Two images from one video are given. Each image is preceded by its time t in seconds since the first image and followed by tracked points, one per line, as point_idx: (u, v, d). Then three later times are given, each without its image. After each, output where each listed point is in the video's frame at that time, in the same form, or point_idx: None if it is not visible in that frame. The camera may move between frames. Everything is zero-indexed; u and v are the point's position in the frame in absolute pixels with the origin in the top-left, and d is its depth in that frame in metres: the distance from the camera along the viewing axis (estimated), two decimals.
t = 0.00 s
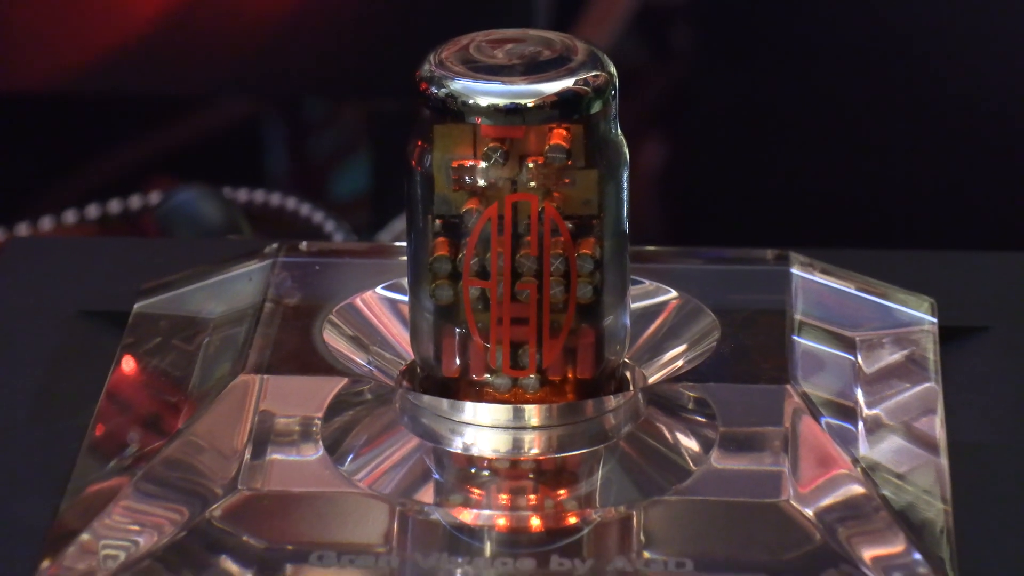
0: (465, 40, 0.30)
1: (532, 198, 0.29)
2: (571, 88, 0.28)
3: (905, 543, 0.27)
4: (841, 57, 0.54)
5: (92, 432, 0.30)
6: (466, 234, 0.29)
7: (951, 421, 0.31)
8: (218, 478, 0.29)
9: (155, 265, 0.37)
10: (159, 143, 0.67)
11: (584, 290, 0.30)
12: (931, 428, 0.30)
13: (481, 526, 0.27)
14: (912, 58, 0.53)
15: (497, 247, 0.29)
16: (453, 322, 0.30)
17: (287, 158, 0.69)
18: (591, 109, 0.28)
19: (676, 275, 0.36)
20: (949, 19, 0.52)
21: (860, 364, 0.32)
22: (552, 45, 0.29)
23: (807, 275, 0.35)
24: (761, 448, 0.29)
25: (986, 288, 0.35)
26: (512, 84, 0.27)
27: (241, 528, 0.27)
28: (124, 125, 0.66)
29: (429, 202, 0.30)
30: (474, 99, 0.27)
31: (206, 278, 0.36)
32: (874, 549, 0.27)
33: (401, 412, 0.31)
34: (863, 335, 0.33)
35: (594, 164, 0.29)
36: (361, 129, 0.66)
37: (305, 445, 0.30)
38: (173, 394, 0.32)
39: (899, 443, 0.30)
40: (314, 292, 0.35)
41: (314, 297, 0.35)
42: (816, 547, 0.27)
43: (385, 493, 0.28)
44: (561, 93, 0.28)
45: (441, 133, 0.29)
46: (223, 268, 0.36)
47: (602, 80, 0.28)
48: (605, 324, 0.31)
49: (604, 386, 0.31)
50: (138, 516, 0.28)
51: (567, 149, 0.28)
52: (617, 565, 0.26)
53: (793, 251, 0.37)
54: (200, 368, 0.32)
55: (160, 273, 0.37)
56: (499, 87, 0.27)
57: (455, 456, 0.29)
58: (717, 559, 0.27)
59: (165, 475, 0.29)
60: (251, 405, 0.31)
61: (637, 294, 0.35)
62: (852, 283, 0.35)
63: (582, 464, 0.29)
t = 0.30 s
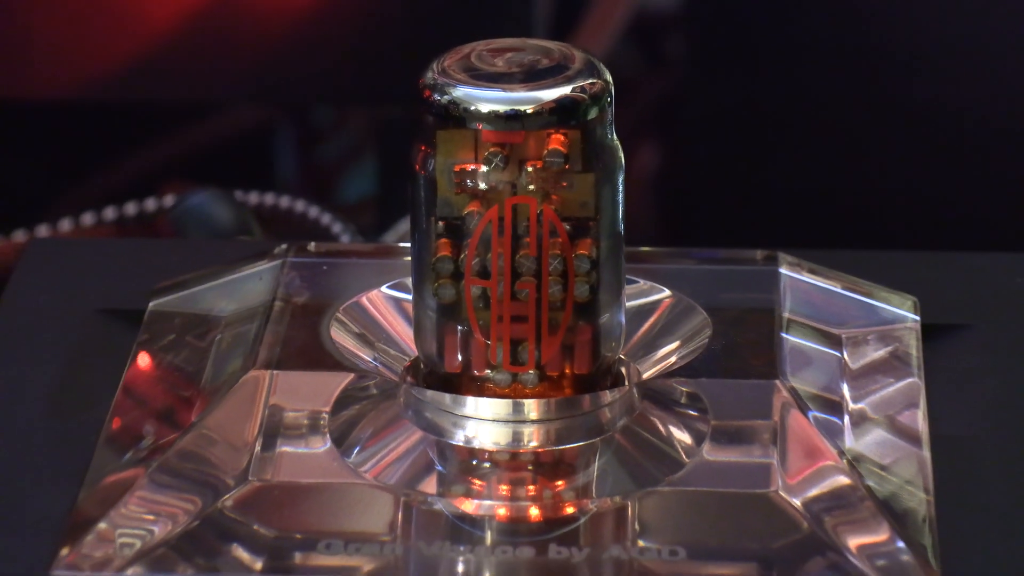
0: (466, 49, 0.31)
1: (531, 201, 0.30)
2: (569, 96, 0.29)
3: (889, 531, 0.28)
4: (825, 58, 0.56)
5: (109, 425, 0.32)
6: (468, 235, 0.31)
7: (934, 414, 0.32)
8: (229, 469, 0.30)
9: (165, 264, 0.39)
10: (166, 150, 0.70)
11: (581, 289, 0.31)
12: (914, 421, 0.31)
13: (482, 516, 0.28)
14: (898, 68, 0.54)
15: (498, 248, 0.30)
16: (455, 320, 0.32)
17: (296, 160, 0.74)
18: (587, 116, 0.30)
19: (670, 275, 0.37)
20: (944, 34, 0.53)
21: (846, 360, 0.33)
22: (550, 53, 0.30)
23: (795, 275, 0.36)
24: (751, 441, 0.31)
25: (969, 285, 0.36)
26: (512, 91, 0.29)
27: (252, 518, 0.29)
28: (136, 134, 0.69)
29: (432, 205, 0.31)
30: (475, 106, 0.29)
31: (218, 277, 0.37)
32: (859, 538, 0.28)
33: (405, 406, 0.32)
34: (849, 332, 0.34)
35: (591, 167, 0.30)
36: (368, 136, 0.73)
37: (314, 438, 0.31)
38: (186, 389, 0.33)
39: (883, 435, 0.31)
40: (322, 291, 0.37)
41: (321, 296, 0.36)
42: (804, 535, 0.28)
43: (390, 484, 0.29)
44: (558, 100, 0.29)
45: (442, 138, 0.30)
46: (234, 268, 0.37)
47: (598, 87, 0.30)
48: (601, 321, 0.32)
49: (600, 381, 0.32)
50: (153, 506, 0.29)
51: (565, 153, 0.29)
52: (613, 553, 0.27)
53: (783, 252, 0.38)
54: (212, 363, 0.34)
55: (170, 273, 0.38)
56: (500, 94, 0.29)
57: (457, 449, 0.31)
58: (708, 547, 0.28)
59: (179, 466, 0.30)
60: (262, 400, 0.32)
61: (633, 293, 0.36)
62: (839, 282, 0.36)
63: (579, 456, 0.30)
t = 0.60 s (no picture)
0: (468, 58, 0.33)
1: (530, 204, 0.31)
2: (566, 103, 0.30)
3: (873, 522, 0.29)
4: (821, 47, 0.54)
5: (125, 419, 0.33)
6: (470, 237, 0.32)
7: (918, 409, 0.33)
8: (240, 462, 0.31)
9: (177, 264, 0.40)
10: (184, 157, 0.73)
11: (578, 288, 0.32)
12: (897, 416, 0.33)
13: (483, 507, 0.30)
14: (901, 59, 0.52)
15: (498, 250, 0.32)
16: (457, 319, 0.33)
17: (304, 166, 0.75)
18: (584, 122, 0.31)
19: (663, 276, 0.38)
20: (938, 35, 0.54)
21: (832, 357, 0.35)
22: (548, 62, 0.32)
23: (784, 276, 0.38)
24: (741, 435, 0.32)
25: (954, 284, 0.38)
26: (512, 99, 0.30)
27: (262, 509, 0.30)
28: (158, 143, 0.72)
29: (434, 208, 0.33)
30: (476, 113, 0.30)
31: (230, 277, 0.38)
32: (844, 528, 0.29)
33: (409, 402, 0.34)
34: (836, 330, 0.36)
35: (587, 173, 0.32)
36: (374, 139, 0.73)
37: (321, 432, 0.32)
38: (199, 384, 0.34)
39: (868, 429, 0.32)
40: (330, 290, 0.38)
41: (329, 296, 0.38)
42: (792, 526, 0.29)
43: (394, 476, 0.31)
44: (557, 108, 0.30)
45: (445, 144, 0.31)
46: (245, 268, 0.39)
47: (595, 95, 0.31)
48: (597, 320, 0.33)
49: (597, 377, 0.34)
50: (167, 497, 0.31)
51: (562, 159, 0.31)
52: (609, 543, 0.29)
53: (772, 253, 0.40)
54: (224, 360, 0.35)
55: (182, 273, 0.39)
56: (500, 101, 0.30)
57: (459, 442, 0.32)
58: (699, 537, 0.29)
59: (192, 459, 0.32)
60: (271, 396, 0.33)
61: (628, 293, 0.38)
62: (825, 282, 0.37)
63: (576, 449, 0.32)
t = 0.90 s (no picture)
0: (469, 67, 0.34)
1: (529, 207, 0.32)
2: (564, 110, 0.31)
3: (859, 512, 0.31)
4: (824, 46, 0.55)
5: (140, 413, 0.34)
6: (471, 239, 0.33)
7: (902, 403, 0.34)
8: (250, 455, 0.33)
9: (187, 266, 0.41)
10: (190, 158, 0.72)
11: (575, 288, 0.34)
12: (882, 411, 0.34)
13: (484, 498, 0.31)
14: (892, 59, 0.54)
15: (498, 251, 0.33)
16: (459, 318, 0.34)
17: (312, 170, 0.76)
18: (581, 128, 0.32)
19: (658, 276, 0.40)
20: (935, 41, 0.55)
21: (820, 354, 0.36)
22: (546, 71, 0.33)
23: (773, 276, 0.39)
24: (732, 429, 0.33)
25: (937, 280, 0.39)
26: (511, 106, 0.31)
27: (272, 500, 0.31)
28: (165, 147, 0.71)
29: (437, 211, 0.34)
30: (477, 119, 0.31)
31: (241, 277, 0.40)
32: (831, 518, 0.31)
33: (413, 397, 0.35)
34: (823, 328, 0.37)
35: (584, 177, 0.33)
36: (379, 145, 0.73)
37: (328, 426, 0.34)
38: (211, 381, 0.36)
39: (853, 423, 0.34)
40: (337, 290, 0.39)
41: (336, 295, 0.39)
42: (780, 516, 0.30)
43: (399, 469, 0.32)
44: (554, 114, 0.31)
45: (447, 149, 0.32)
46: (255, 269, 0.40)
47: (591, 102, 0.32)
48: (594, 319, 0.35)
49: (594, 374, 0.35)
50: (180, 489, 0.32)
51: (560, 164, 0.32)
52: (605, 533, 0.30)
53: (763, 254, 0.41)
54: (235, 358, 0.36)
55: (193, 274, 0.40)
56: (500, 108, 0.31)
57: (461, 436, 0.33)
58: (692, 527, 0.30)
59: (205, 453, 0.33)
60: (280, 392, 0.35)
61: (623, 292, 0.39)
62: (813, 282, 0.38)
63: (573, 443, 0.33)
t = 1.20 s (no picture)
0: (471, 75, 0.35)
1: (528, 210, 0.34)
2: (562, 116, 0.33)
3: (846, 503, 0.32)
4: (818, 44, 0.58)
5: (154, 408, 0.36)
6: (472, 240, 0.35)
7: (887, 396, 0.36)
8: (260, 449, 0.34)
9: (197, 266, 0.42)
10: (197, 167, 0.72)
11: (572, 288, 0.35)
12: (867, 406, 0.35)
13: (485, 490, 0.32)
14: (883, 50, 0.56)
15: (499, 252, 0.34)
16: (461, 316, 0.36)
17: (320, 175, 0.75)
18: (578, 134, 0.33)
19: (652, 276, 0.41)
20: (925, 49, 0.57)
21: (808, 352, 0.37)
22: (545, 78, 0.34)
23: (763, 276, 0.40)
24: (723, 423, 0.34)
25: (921, 277, 0.40)
26: (511, 112, 0.32)
27: (281, 491, 0.33)
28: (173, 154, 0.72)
29: (439, 213, 0.35)
30: (478, 125, 0.33)
31: (251, 277, 0.41)
32: (818, 509, 0.32)
33: (416, 393, 0.36)
34: (811, 326, 0.38)
35: (581, 180, 0.34)
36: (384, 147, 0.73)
37: (335, 420, 0.35)
38: (223, 376, 0.37)
39: (839, 418, 0.35)
40: (344, 290, 0.41)
41: (343, 294, 0.40)
42: (770, 507, 0.32)
43: (403, 462, 0.33)
44: (552, 121, 0.33)
45: (450, 154, 0.34)
46: (264, 269, 0.41)
47: (588, 109, 0.34)
48: (590, 317, 0.36)
49: (590, 370, 0.36)
50: (193, 481, 0.33)
51: (558, 168, 0.33)
52: (602, 523, 0.31)
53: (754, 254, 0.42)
54: (246, 354, 0.38)
55: (202, 274, 0.42)
56: (501, 114, 0.32)
57: (463, 430, 0.35)
58: (685, 518, 0.31)
59: (216, 446, 0.34)
60: (289, 388, 0.36)
61: (618, 292, 0.40)
62: (802, 282, 0.40)
63: (571, 437, 0.34)
